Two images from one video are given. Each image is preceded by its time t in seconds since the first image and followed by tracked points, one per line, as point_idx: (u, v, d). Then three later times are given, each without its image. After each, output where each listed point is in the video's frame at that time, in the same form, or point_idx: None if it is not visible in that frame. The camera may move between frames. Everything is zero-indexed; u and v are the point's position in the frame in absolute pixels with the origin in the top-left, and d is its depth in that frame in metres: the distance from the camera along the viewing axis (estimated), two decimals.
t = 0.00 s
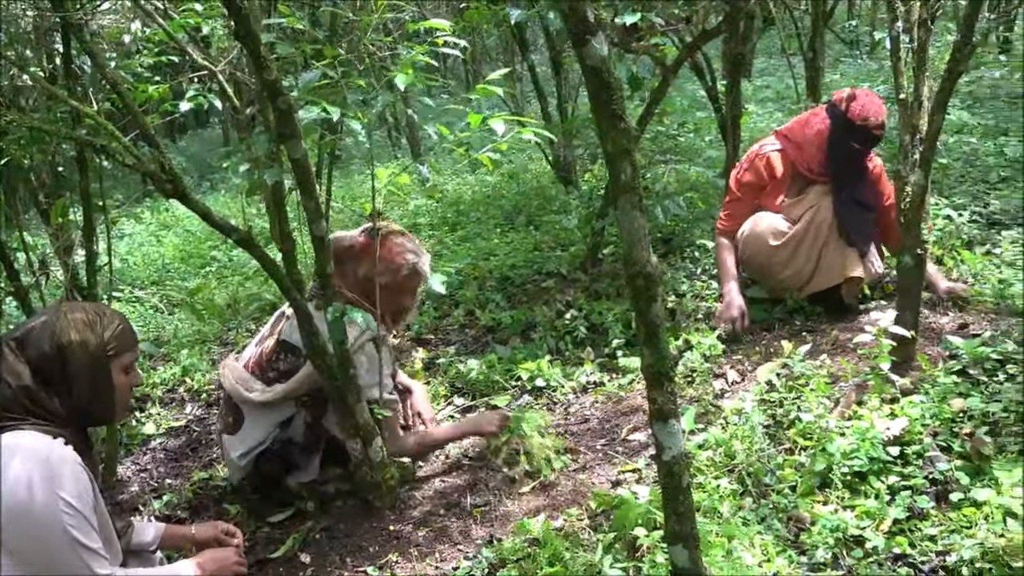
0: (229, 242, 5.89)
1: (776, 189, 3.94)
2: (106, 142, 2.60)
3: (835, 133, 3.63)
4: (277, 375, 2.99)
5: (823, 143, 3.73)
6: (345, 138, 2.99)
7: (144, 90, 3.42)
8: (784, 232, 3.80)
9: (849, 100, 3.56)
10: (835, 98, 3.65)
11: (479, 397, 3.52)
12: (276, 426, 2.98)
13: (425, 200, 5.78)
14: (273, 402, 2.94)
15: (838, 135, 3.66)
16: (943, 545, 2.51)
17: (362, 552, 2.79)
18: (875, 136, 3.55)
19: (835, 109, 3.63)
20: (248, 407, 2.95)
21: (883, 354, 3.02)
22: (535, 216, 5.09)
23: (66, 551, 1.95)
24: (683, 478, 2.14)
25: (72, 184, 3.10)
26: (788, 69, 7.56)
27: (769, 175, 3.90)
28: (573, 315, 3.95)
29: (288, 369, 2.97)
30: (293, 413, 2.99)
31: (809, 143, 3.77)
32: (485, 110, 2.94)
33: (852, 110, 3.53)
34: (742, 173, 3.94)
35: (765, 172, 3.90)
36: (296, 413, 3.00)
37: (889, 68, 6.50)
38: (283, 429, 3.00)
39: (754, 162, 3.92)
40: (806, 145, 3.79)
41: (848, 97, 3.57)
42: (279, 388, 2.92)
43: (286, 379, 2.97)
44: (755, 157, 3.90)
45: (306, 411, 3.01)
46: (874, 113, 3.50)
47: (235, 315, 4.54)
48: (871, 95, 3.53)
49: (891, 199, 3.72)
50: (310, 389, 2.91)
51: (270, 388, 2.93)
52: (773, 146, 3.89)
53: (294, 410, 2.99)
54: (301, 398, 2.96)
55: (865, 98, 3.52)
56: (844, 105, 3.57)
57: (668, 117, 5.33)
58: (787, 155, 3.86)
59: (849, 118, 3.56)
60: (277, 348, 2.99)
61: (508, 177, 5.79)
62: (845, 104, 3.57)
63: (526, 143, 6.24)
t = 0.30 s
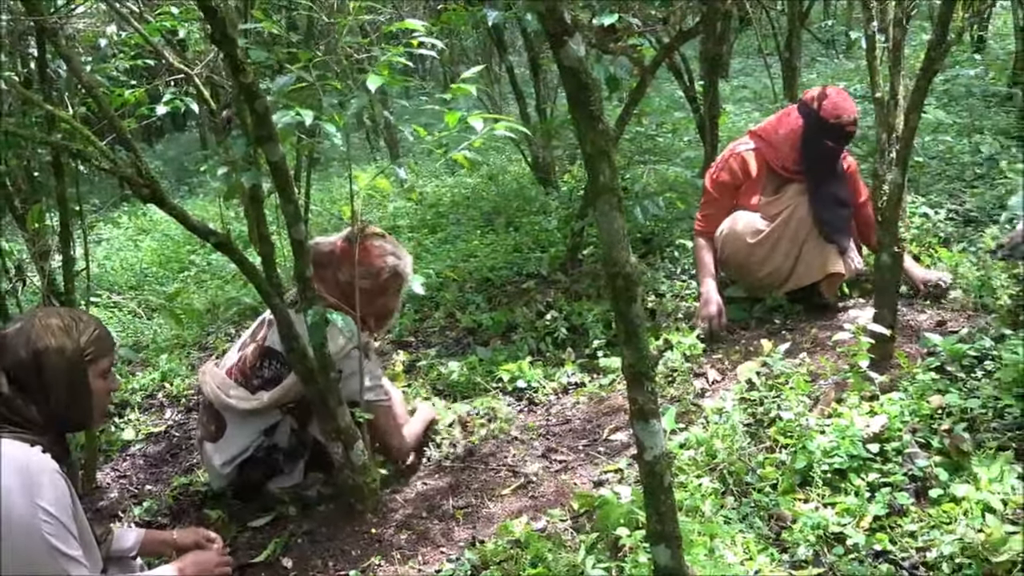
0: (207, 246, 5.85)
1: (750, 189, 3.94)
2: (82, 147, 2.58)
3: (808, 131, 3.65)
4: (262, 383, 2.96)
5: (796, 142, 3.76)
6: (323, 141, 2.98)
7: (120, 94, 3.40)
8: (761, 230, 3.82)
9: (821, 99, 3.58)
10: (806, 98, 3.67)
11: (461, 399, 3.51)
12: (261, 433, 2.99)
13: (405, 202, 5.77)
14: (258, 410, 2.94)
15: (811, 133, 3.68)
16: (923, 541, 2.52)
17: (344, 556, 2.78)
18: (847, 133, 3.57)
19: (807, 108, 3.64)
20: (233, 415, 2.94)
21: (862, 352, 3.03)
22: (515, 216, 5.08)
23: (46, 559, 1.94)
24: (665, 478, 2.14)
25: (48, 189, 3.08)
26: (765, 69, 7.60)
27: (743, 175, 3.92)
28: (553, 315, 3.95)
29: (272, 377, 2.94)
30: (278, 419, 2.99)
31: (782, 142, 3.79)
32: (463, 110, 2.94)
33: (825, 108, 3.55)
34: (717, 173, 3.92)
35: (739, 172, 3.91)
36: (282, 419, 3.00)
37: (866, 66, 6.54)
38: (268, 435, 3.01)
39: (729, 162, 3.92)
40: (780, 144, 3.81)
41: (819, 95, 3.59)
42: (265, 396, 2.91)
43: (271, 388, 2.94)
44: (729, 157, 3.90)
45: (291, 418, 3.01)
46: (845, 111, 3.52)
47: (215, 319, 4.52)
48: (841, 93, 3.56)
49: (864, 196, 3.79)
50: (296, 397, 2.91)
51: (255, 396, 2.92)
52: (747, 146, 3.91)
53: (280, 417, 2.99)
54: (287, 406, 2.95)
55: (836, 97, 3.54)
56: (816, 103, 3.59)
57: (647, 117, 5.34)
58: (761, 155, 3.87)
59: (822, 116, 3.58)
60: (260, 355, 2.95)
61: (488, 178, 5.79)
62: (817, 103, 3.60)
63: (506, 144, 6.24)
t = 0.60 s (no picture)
0: (191, 249, 5.82)
1: (735, 188, 3.97)
2: (63, 150, 2.56)
3: (795, 134, 3.67)
4: (249, 390, 2.96)
5: (784, 144, 3.76)
6: (307, 143, 2.97)
7: (102, 97, 3.38)
8: (743, 231, 3.83)
9: (808, 102, 3.60)
10: (794, 100, 3.68)
11: (446, 401, 3.51)
12: (247, 439, 2.95)
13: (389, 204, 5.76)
14: (246, 417, 2.91)
15: (798, 136, 3.69)
16: (908, 540, 2.52)
17: (330, 559, 2.77)
18: (835, 137, 3.60)
19: (794, 111, 3.65)
20: (220, 419, 2.93)
21: (846, 351, 3.05)
22: (500, 218, 5.08)
23: (30, 566, 1.92)
24: (650, 479, 2.14)
25: (29, 193, 3.06)
26: (748, 70, 7.62)
27: (728, 175, 3.95)
28: (538, 317, 3.95)
29: (260, 383, 2.95)
30: (265, 426, 2.95)
31: (768, 143, 3.79)
32: (448, 113, 2.93)
33: (813, 112, 3.58)
34: (702, 172, 3.96)
35: (725, 171, 3.94)
36: (270, 426, 2.96)
37: (848, 68, 6.57)
38: (255, 441, 2.97)
39: (714, 161, 3.95)
40: (766, 145, 3.80)
41: (807, 99, 3.61)
42: (253, 402, 2.89)
43: (259, 394, 2.93)
44: (715, 156, 3.93)
45: (279, 424, 2.98)
46: (833, 115, 3.55)
47: (198, 322, 4.50)
48: (829, 97, 3.57)
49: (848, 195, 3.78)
50: (283, 404, 2.88)
51: (243, 402, 2.91)
52: (734, 146, 3.92)
53: (267, 424, 2.95)
54: (275, 413, 2.92)
55: (824, 100, 3.56)
56: (804, 107, 3.61)
57: (632, 119, 5.35)
58: (747, 155, 3.88)
59: (810, 120, 3.60)
60: (250, 361, 2.95)
61: (472, 180, 5.78)
62: (804, 106, 3.62)
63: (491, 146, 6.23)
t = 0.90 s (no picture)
0: (179, 251, 5.81)
1: (723, 190, 3.96)
2: (50, 152, 2.55)
3: (783, 137, 3.68)
4: (244, 396, 2.94)
5: (772, 147, 3.78)
6: (295, 145, 2.97)
7: (89, 99, 3.37)
8: (731, 233, 3.84)
9: (797, 105, 3.62)
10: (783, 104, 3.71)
11: (435, 403, 3.50)
12: (239, 446, 2.94)
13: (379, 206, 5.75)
14: (238, 423, 2.91)
15: (786, 139, 3.71)
16: (896, 540, 2.53)
17: (319, 562, 2.76)
18: (823, 140, 3.63)
19: (783, 114, 3.67)
20: (213, 423, 2.92)
21: (834, 353, 3.05)
22: (489, 220, 5.07)
23: None
24: (639, 480, 2.14)
25: (16, 195, 3.04)
26: (736, 73, 7.64)
27: (716, 178, 3.95)
28: (528, 319, 3.96)
29: (256, 390, 2.93)
30: (257, 433, 2.94)
31: (756, 146, 3.81)
32: (437, 115, 2.93)
33: (802, 115, 3.60)
34: (689, 174, 3.97)
35: (712, 174, 3.95)
36: (261, 434, 2.96)
37: (836, 70, 6.60)
38: (246, 448, 2.96)
39: (702, 164, 3.95)
40: (754, 148, 3.82)
41: (795, 102, 3.63)
42: (245, 409, 2.90)
43: (252, 400, 2.93)
44: (703, 159, 3.94)
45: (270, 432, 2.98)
46: (821, 118, 3.58)
47: (187, 325, 4.49)
48: (817, 100, 3.61)
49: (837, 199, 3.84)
50: (275, 412, 2.88)
51: (235, 408, 2.91)
52: (721, 148, 3.94)
53: (259, 431, 2.95)
54: (267, 421, 2.92)
55: (812, 103, 3.60)
56: (792, 110, 3.63)
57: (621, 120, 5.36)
58: (735, 158, 3.89)
59: (798, 123, 3.62)
60: (245, 367, 2.94)
61: (462, 182, 5.78)
62: (793, 109, 3.64)
63: (480, 148, 6.23)
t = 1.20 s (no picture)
0: (169, 253, 5.79)
1: (709, 196, 3.96)
2: (39, 154, 2.54)
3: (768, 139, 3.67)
4: (234, 398, 2.96)
5: (757, 149, 3.79)
6: (284, 147, 2.96)
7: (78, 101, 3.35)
8: (718, 236, 3.84)
9: (780, 106, 3.59)
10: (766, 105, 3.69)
11: (425, 405, 3.50)
12: (229, 448, 2.93)
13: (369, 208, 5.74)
14: (229, 426, 2.90)
15: (771, 140, 3.70)
16: (886, 541, 2.53)
17: (309, 565, 2.76)
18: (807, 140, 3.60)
19: (767, 116, 3.65)
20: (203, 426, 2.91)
21: (824, 354, 3.06)
22: (479, 222, 5.07)
23: None
24: (629, 482, 2.15)
25: (5, 198, 3.03)
26: (726, 75, 7.66)
27: (702, 182, 3.93)
28: (518, 321, 3.96)
29: (246, 392, 2.94)
30: (248, 435, 2.93)
31: (742, 148, 3.82)
32: (427, 117, 2.93)
33: (785, 116, 3.57)
34: (675, 179, 3.95)
35: (698, 178, 3.93)
36: (252, 436, 2.95)
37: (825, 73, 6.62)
38: (237, 450, 2.95)
39: (688, 169, 3.94)
40: (740, 150, 3.83)
41: (778, 103, 3.60)
42: (236, 411, 2.88)
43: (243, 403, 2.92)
44: (688, 163, 3.93)
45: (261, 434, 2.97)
46: (805, 118, 3.54)
47: (177, 327, 4.47)
48: (800, 100, 3.57)
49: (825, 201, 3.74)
50: (266, 414, 2.87)
51: (226, 410, 2.90)
52: (706, 152, 3.92)
53: (249, 433, 2.94)
54: (257, 423, 2.91)
55: (796, 104, 3.56)
56: (775, 110, 3.60)
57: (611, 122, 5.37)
58: (720, 161, 3.89)
59: (782, 124, 3.60)
60: (236, 369, 2.96)
61: (452, 184, 5.78)
62: (776, 110, 3.61)
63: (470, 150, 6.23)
